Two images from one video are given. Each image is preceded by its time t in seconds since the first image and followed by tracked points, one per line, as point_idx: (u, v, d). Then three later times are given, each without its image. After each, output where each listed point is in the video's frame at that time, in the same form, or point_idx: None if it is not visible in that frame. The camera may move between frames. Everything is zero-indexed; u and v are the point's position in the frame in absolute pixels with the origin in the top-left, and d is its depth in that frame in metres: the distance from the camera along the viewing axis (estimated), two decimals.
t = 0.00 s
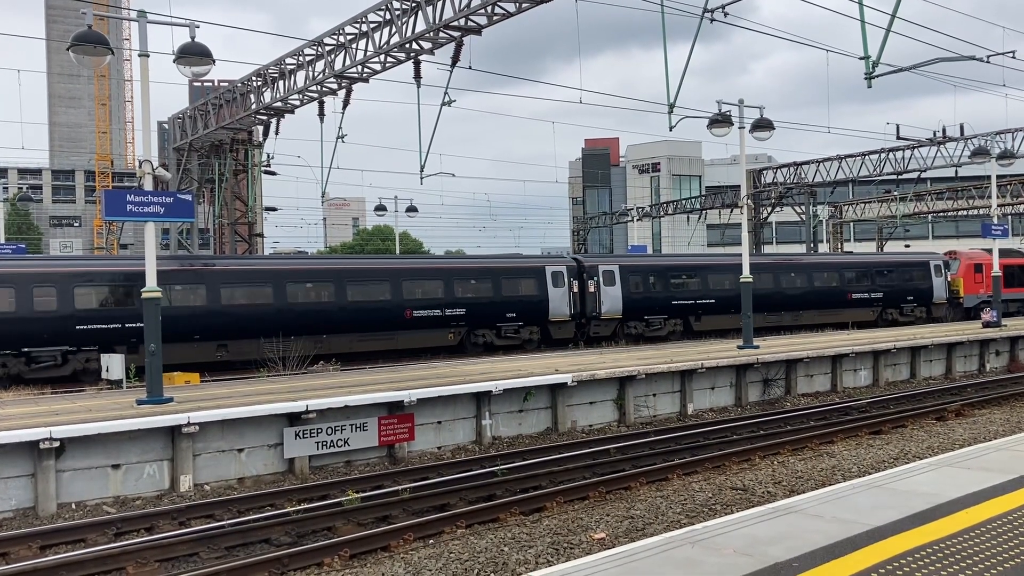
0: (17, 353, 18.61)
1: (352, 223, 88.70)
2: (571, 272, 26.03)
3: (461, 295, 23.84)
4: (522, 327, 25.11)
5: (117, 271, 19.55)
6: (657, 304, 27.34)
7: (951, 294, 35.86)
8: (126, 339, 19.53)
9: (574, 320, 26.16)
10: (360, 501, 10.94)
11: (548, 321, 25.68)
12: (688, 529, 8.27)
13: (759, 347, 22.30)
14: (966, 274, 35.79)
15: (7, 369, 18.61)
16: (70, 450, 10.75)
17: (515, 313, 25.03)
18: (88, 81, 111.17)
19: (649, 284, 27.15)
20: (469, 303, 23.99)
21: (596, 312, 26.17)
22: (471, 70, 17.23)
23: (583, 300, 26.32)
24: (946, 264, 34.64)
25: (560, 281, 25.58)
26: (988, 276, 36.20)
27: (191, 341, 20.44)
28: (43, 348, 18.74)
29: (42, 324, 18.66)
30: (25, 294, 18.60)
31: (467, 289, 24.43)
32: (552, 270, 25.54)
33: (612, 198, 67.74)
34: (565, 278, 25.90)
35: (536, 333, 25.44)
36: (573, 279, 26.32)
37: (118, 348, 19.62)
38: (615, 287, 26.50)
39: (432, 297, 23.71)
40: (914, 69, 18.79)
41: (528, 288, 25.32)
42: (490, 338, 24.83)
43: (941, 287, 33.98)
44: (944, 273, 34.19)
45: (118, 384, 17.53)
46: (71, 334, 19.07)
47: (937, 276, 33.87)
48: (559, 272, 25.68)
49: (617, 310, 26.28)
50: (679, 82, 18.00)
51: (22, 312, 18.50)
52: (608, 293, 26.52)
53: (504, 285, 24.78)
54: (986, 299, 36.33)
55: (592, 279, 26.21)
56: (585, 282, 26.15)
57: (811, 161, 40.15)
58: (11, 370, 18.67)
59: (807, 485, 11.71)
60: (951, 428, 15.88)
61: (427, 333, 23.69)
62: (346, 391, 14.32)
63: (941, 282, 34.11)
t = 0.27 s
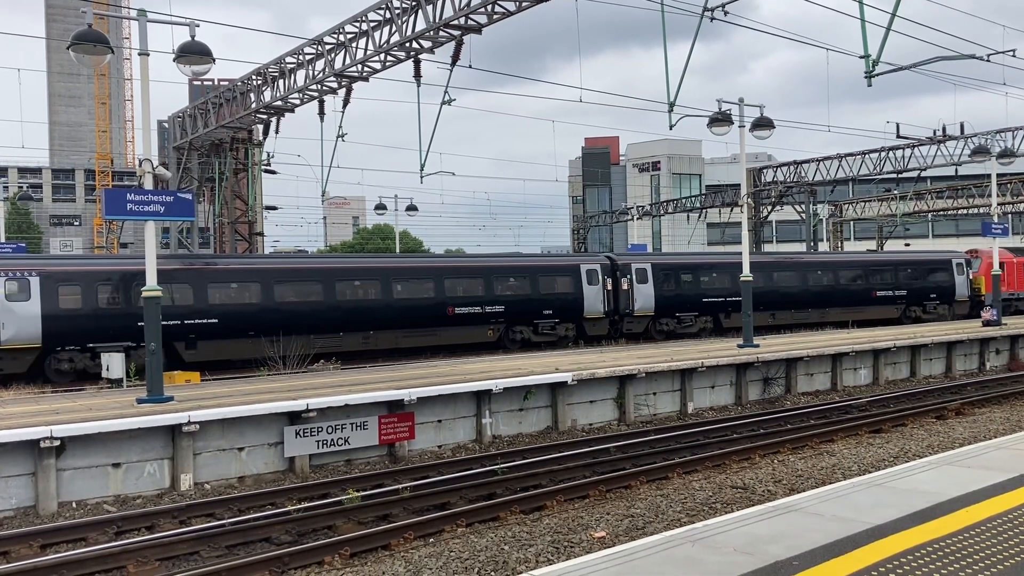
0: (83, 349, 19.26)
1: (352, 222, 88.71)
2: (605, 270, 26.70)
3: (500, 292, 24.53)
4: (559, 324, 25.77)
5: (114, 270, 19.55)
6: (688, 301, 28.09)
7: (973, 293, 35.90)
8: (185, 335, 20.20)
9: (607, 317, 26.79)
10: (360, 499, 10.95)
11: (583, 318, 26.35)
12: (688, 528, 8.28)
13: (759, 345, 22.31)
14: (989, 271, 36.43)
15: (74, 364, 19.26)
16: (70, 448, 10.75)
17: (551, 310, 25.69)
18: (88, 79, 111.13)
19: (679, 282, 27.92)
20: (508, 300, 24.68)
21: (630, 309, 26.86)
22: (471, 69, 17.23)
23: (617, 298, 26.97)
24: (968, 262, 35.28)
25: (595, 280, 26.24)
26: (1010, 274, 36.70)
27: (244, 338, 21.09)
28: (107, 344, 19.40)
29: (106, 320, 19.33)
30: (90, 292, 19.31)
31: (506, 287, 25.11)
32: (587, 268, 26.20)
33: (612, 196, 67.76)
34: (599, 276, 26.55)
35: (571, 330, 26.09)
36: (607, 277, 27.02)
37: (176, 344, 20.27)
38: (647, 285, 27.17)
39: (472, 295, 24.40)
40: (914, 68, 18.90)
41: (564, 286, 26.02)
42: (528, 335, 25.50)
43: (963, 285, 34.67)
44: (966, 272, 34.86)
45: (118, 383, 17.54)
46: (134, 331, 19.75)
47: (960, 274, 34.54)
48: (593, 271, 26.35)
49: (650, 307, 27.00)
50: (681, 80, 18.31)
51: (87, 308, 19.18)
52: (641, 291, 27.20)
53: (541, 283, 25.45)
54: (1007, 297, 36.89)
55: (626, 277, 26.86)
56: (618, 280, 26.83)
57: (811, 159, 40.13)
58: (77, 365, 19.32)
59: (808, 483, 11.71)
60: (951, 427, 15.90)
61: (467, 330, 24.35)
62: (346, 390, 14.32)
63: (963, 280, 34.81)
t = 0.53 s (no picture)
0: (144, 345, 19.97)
1: (352, 221, 88.73)
2: (638, 268, 27.47)
3: (539, 290, 25.26)
4: (594, 321, 26.53)
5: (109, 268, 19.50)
6: (717, 299, 28.92)
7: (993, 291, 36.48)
8: (239, 331, 20.88)
9: (640, 314, 27.57)
10: (360, 498, 10.95)
11: (616, 315, 27.13)
12: (688, 526, 8.29)
13: (759, 344, 22.31)
14: (1011, 270, 36.95)
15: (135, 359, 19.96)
16: (71, 447, 10.76)
17: (585, 307, 26.46)
18: (88, 78, 111.10)
19: (710, 280, 28.75)
20: (545, 298, 25.40)
21: (662, 306, 27.64)
22: (471, 67, 17.22)
23: (649, 295, 27.76)
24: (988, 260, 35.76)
25: (628, 278, 27.01)
26: None
27: (295, 333, 21.73)
28: (167, 339, 20.08)
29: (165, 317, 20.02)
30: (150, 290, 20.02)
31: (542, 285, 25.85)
32: (620, 267, 26.94)
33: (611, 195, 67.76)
34: (631, 274, 27.31)
35: (605, 326, 26.80)
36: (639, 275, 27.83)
37: (231, 339, 20.94)
38: (678, 283, 27.97)
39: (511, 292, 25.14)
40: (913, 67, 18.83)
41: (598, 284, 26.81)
42: (564, 331, 26.24)
43: (984, 282, 35.24)
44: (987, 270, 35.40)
45: (118, 381, 17.54)
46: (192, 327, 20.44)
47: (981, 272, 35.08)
48: (626, 269, 27.09)
49: (681, 304, 27.78)
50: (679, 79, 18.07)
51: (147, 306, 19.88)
52: (672, 288, 27.98)
53: (558, 281, 25.75)
54: None
55: (657, 275, 27.64)
56: (651, 278, 27.61)
57: (810, 158, 40.11)
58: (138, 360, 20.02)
59: (807, 482, 11.72)
60: (950, 425, 15.92)
61: (506, 326, 25.10)
62: (346, 388, 14.32)
63: (984, 278, 35.40)
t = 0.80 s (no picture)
0: (201, 340, 20.68)
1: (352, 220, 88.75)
2: (670, 266, 28.16)
3: (575, 288, 25.92)
4: (626, 319, 27.20)
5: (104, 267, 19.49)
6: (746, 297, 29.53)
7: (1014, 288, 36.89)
8: (291, 327, 21.58)
9: (672, 311, 28.27)
10: (360, 497, 10.95)
11: (649, 313, 27.85)
12: (687, 525, 8.29)
13: (758, 343, 22.31)
14: None
15: (193, 354, 20.68)
16: (71, 446, 10.77)
17: (619, 304, 27.12)
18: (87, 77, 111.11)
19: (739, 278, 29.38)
20: (581, 296, 26.06)
21: (693, 304, 28.35)
22: (471, 66, 17.23)
23: (680, 293, 28.45)
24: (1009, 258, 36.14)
25: (660, 276, 27.72)
26: None
27: (343, 329, 22.44)
28: (223, 335, 20.79)
29: (221, 313, 20.71)
30: (207, 287, 20.70)
31: (577, 283, 26.53)
32: (652, 265, 27.61)
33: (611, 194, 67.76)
34: (663, 273, 27.99)
35: (637, 323, 27.48)
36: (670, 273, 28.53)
37: (283, 335, 21.64)
38: (708, 281, 28.60)
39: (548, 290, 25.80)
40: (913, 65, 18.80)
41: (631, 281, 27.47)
42: (598, 328, 26.88)
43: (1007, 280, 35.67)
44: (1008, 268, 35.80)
45: (118, 380, 17.54)
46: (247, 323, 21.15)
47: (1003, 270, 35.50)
48: (658, 267, 27.76)
49: (712, 303, 28.49)
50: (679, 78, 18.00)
51: (205, 302, 20.58)
52: (702, 287, 28.66)
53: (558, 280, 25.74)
54: None
55: (689, 273, 28.31)
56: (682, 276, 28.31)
57: (810, 157, 40.08)
58: (195, 355, 20.74)
59: (806, 480, 11.72)
60: (950, 424, 15.93)
61: (544, 323, 25.76)
62: (346, 387, 14.32)
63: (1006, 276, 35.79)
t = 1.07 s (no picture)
0: (254, 336, 21.26)
1: (351, 218, 88.74)
2: (701, 265, 28.71)
3: (610, 287, 26.46)
4: (659, 316, 27.78)
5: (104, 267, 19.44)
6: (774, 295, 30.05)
7: None
8: (340, 323, 22.21)
9: (703, 309, 28.86)
10: (360, 496, 10.96)
11: (680, 310, 28.42)
12: (687, 524, 8.30)
13: (759, 342, 22.31)
14: None
15: (246, 349, 21.27)
16: (71, 445, 10.77)
17: (652, 302, 27.63)
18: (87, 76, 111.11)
19: (767, 277, 29.84)
20: (616, 294, 26.61)
21: (723, 302, 28.86)
22: (471, 65, 17.22)
23: (711, 291, 29.01)
24: None
25: (691, 275, 28.28)
26: None
27: (389, 326, 23.07)
28: (276, 331, 21.38)
29: (274, 309, 21.33)
30: (261, 284, 21.29)
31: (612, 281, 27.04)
32: (684, 264, 28.16)
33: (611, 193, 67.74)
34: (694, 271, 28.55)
35: (670, 321, 27.97)
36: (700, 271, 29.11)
37: (333, 331, 22.27)
38: (738, 280, 29.11)
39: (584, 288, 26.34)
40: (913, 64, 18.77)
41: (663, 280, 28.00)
42: (631, 325, 27.44)
43: None
44: None
45: (118, 379, 17.55)
46: (297, 319, 21.76)
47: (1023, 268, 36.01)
48: (690, 266, 28.32)
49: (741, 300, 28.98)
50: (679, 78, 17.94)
51: (232, 300, 20.83)
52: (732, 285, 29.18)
53: (560, 279, 25.70)
54: None
55: (719, 272, 28.85)
56: (713, 274, 28.85)
57: (810, 156, 40.06)
58: (249, 350, 21.34)
59: (807, 479, 11.73)
60: (951, 423, 15.94)
61: (580, 320, 26.28)
62: (346, 386, 14.33)
63: None
